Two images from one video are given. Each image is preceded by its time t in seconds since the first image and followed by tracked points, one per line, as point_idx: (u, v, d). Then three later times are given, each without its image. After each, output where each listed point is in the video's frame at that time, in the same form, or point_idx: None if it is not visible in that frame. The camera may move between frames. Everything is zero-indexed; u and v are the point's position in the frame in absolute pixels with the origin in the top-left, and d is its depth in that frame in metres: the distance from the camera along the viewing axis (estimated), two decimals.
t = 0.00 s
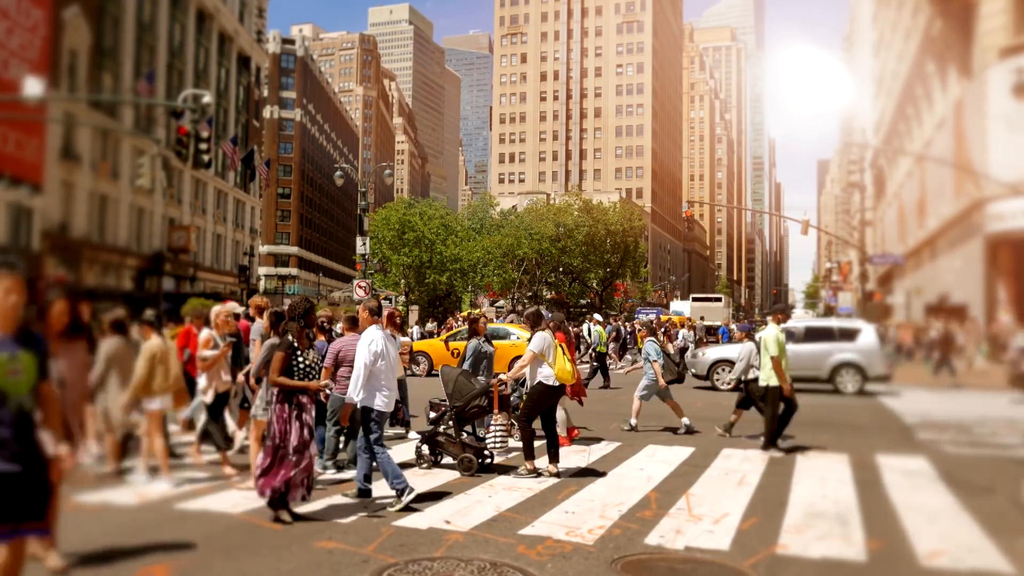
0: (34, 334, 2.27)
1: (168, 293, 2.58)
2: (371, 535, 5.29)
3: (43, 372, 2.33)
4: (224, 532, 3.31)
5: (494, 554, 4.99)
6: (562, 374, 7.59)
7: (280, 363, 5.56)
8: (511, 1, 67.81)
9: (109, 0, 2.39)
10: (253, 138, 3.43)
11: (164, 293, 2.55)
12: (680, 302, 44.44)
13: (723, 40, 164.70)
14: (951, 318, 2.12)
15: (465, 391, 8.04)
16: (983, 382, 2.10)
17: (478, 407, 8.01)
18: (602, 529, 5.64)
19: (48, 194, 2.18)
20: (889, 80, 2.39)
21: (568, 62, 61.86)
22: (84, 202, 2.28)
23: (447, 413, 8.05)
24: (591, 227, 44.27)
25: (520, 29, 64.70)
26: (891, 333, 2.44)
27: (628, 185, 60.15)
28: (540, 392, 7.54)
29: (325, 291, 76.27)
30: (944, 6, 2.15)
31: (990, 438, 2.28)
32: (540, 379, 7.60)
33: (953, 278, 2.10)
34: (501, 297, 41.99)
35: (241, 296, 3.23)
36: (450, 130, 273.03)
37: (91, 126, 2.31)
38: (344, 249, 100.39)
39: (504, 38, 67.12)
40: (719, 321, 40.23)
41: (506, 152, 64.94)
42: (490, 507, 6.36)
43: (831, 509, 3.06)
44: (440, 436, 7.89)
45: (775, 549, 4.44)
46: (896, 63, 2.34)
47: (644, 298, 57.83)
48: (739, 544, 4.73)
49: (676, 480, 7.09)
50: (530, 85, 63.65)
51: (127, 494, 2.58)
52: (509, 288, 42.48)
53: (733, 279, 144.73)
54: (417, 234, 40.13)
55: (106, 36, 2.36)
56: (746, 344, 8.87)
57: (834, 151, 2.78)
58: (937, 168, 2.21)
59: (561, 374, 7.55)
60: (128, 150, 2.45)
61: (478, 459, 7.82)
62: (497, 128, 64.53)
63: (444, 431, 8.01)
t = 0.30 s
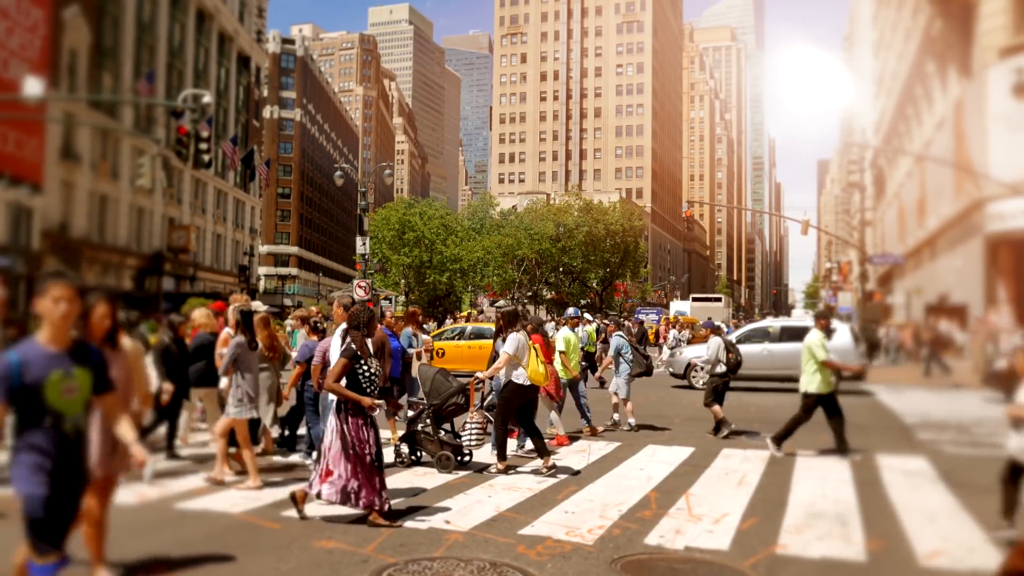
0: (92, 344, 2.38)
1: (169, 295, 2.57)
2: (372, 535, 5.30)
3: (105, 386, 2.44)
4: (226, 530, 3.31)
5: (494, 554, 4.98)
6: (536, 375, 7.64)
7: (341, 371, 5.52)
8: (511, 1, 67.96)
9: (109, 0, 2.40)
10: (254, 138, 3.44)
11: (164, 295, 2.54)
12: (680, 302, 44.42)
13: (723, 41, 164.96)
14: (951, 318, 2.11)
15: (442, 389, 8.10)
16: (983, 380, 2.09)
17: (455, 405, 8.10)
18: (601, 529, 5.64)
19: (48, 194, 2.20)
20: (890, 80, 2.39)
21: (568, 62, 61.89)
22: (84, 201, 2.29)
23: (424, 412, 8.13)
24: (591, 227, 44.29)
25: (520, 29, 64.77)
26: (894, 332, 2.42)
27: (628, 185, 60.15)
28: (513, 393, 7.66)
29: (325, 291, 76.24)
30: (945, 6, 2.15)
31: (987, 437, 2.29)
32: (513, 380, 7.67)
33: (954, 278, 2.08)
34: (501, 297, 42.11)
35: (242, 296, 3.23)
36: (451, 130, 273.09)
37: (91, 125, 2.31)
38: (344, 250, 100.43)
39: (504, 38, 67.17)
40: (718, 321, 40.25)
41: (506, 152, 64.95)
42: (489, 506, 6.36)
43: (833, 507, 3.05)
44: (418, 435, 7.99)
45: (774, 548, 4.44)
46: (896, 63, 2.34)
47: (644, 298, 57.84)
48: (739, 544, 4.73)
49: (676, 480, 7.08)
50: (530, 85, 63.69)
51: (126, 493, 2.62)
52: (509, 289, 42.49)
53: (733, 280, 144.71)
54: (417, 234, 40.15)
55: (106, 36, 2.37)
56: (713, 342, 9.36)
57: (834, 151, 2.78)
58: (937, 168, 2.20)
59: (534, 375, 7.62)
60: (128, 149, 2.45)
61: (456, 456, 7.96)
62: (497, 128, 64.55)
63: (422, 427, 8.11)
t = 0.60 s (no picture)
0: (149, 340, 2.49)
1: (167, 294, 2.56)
2: (372, 535, 5.29)
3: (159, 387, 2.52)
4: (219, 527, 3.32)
5: (494, 554, 4.98)
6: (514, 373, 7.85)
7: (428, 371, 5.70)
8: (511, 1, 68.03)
9: None
10: (254, 138, 3.44)
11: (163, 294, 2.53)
12: (680, 302, 44.38)
13: (723, 41, 164.93)
14: (953, 317, 2.11)
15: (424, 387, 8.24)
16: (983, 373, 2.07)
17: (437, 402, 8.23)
18: (601, 529, 5.64)
19: (48, 194, 2.20)
20: (889, 81, 2.39)
21: (568, 62, 61.89)
22: (84, 202, 2.29)
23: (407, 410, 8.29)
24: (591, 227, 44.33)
25: (520, 29, 64.83)
26: (896, 333, 2.41)
27: (628, 185, 60.15)
28: (496, 390, 7.87)
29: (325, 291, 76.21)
30: (945, 6, 2.15)
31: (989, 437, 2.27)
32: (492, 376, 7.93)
33: (953, 278, 2.07)
34: (501, 297, 42.10)
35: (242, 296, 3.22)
36: (450, 130, 273.20)
37: (90, 125, 2.31)
38: (344, 250, 100.43)
39: (503, 38, 67.30)
40: (719, 321, 40.24)
41: (506, 152, 64.92)
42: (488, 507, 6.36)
43: (835, 507, 3.04)
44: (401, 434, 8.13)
45: (775, 548, 4.44)
46: (896, 62, 2.33)
47: (644, 298, 57.85)
48: (739, 544, 4.73)
49: (676, 480, 7.08)
50: (530, 85, 63.75)
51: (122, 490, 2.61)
52: (509, 289, 42.49)
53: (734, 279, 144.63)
54: (416, 234, 40.28)
55: (106, 36, 2.37)
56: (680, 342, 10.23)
57: (835, 150, 2.76)
58: (937, 168, 2.20)
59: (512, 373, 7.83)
60: (128, 149, 2.45)
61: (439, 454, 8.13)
62: (497, 128, 64.66)
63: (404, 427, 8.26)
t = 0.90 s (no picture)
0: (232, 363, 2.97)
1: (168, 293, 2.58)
2: (372, 535, 5.29)
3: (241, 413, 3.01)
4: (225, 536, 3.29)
5: (494, 554, 4.99)
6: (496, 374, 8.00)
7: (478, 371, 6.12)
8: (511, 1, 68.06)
9: None
10: (254, 138, 3.44)
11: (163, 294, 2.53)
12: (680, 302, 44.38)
13: (723, 41, 165.22)
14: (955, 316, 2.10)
15: (410, 386, 8.46)
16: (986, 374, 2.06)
17: (423, 402, 8.44)
18: (601, 529, 5.65)
19: (48, 193, 2.19)
20: (889, 80, 2.36)
21: (568, 62, 61.98)
22: (84, 202, 2.28)
23: (393, 409, 8.46)
24: (591, 227, 44.39)
25: (520, 29, 64.93)
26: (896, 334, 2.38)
27: (628, 185, 60.19)
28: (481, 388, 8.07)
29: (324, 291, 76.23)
30: (944, 6, 2.15)
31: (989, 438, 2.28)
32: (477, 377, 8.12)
33: (954, 278, 2.06)
34: (500, 297, 42.11)
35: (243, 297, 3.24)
36: (450, 130, 273.36)
37: (90, 125, 2.31)
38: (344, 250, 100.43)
39: (503, 38, 67.36)
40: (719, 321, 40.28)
41: (506, 152, 64.95)
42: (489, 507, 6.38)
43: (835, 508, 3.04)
44: (387, 433, 8.29)
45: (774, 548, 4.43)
46: (896, 63, 2.31)
47: (644, 298, 57.86)
48: (739, 544, 4.72)
49: (675, 480, 7.09)
50: (530, 85, 63.82)
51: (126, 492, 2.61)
52: (508, 289, 42.53)
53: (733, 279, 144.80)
54: (416, 234, 40.35)
55: (106, 36, 2.36)
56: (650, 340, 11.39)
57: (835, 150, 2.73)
58: (937, 168, 2.18)
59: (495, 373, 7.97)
60: (128, 150, 2.45)
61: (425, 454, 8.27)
62: (497, 128, 64.74)
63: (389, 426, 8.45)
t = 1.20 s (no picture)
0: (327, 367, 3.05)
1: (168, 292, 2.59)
2: (371, 535, 5.31)
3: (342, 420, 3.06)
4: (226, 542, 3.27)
5: (493, 554, 4.98)
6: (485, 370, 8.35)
7: (532, 377, 6.08)
8: (511, 1, 68.15)
9: None
10: (253, 138, 3.44)
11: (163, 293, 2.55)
12: (680, 302, 44.34)
13: (723, 41, 165.11)
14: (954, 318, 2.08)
15: (399, 386, 8.46)
16: (966, 375, 2.10)
17: (412, 401, 8.48)
18: (601, 529, 5.65)
19: (47, 193, 2.18)
20: (889, 80, 2.34)
21: (568, 62, 62.03)
22: (84, 202, 2.28)
23: (383, 408, 8.49)
24: (591, 227, 44.42)
25: (520, 29, 65.02)
26: (898, 336, 2.35)
27: (628, 185, 60.15)
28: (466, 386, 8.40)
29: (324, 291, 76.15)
30: (944, 5, 2.13)
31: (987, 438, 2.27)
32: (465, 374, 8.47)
33: (954, 278, 2.04)
34: (500, 297, 42.11)
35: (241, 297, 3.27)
36: (450, 130, 273.47)
37: (91, 126, 2.30)
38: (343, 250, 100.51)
39: (503, 38, 67.42)
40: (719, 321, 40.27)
41: (506, 152, 64.96)
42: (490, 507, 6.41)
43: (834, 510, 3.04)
44: (377, 432, 8.36)
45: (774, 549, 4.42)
46: (895, 63, 2.30)
47: (644, 298, 57.87)
48: (739, 544, 4.72)
49: (674, 480, 7.09)
50: (530, 85, 63.85)
51: (127, 494, 2.59)
52: (508, 289, 42.50)
53: (733, 279, 144.74)
54: (416, 234, 40.39)
55: (106, 35, 2.37)
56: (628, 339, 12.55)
57: (833, 151, 2.70)
58: (937, 168, 2.16)
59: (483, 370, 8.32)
60: (128, 149, 2.44)
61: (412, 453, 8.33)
62: (497, 128, 64.72)
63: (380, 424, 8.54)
